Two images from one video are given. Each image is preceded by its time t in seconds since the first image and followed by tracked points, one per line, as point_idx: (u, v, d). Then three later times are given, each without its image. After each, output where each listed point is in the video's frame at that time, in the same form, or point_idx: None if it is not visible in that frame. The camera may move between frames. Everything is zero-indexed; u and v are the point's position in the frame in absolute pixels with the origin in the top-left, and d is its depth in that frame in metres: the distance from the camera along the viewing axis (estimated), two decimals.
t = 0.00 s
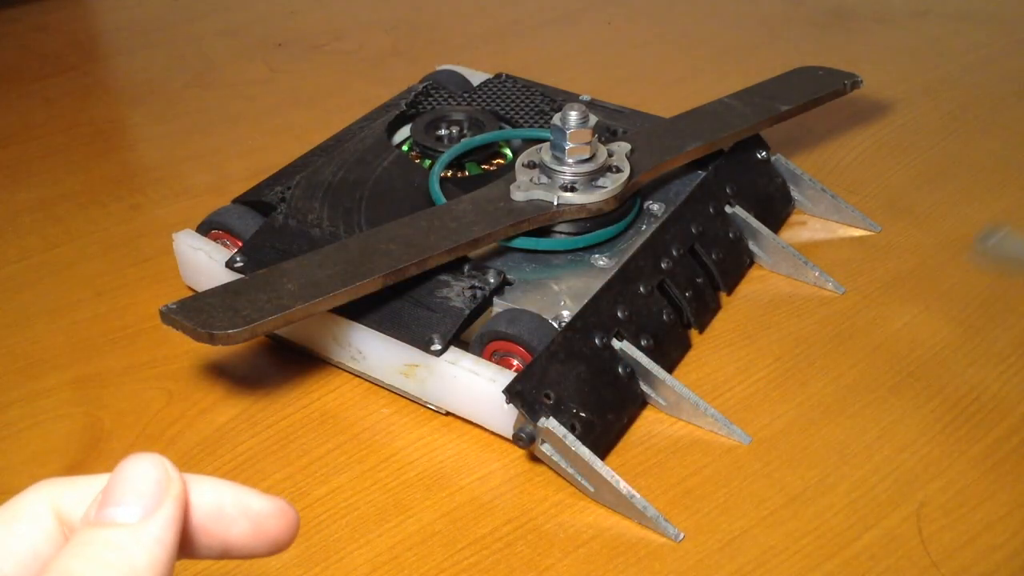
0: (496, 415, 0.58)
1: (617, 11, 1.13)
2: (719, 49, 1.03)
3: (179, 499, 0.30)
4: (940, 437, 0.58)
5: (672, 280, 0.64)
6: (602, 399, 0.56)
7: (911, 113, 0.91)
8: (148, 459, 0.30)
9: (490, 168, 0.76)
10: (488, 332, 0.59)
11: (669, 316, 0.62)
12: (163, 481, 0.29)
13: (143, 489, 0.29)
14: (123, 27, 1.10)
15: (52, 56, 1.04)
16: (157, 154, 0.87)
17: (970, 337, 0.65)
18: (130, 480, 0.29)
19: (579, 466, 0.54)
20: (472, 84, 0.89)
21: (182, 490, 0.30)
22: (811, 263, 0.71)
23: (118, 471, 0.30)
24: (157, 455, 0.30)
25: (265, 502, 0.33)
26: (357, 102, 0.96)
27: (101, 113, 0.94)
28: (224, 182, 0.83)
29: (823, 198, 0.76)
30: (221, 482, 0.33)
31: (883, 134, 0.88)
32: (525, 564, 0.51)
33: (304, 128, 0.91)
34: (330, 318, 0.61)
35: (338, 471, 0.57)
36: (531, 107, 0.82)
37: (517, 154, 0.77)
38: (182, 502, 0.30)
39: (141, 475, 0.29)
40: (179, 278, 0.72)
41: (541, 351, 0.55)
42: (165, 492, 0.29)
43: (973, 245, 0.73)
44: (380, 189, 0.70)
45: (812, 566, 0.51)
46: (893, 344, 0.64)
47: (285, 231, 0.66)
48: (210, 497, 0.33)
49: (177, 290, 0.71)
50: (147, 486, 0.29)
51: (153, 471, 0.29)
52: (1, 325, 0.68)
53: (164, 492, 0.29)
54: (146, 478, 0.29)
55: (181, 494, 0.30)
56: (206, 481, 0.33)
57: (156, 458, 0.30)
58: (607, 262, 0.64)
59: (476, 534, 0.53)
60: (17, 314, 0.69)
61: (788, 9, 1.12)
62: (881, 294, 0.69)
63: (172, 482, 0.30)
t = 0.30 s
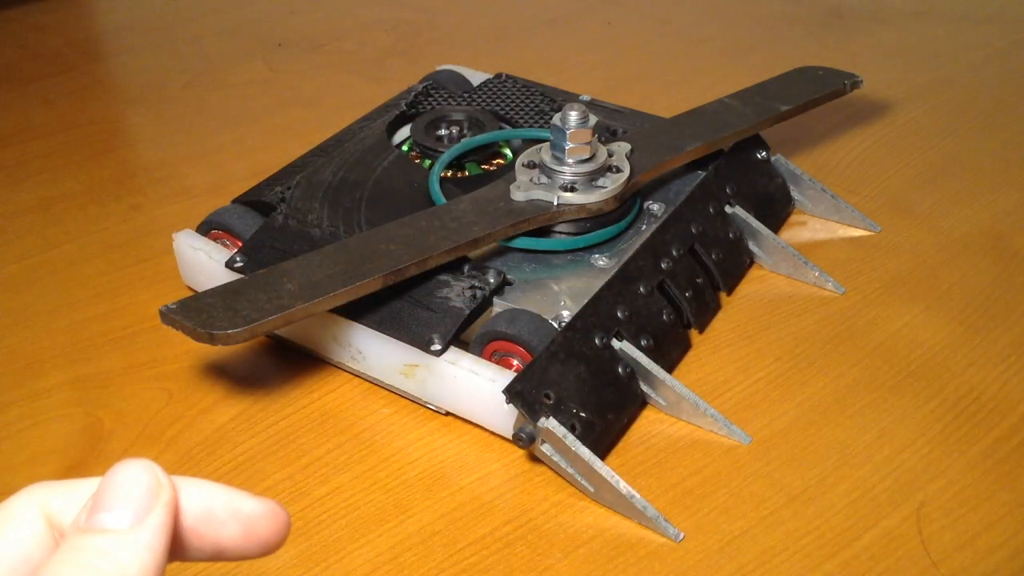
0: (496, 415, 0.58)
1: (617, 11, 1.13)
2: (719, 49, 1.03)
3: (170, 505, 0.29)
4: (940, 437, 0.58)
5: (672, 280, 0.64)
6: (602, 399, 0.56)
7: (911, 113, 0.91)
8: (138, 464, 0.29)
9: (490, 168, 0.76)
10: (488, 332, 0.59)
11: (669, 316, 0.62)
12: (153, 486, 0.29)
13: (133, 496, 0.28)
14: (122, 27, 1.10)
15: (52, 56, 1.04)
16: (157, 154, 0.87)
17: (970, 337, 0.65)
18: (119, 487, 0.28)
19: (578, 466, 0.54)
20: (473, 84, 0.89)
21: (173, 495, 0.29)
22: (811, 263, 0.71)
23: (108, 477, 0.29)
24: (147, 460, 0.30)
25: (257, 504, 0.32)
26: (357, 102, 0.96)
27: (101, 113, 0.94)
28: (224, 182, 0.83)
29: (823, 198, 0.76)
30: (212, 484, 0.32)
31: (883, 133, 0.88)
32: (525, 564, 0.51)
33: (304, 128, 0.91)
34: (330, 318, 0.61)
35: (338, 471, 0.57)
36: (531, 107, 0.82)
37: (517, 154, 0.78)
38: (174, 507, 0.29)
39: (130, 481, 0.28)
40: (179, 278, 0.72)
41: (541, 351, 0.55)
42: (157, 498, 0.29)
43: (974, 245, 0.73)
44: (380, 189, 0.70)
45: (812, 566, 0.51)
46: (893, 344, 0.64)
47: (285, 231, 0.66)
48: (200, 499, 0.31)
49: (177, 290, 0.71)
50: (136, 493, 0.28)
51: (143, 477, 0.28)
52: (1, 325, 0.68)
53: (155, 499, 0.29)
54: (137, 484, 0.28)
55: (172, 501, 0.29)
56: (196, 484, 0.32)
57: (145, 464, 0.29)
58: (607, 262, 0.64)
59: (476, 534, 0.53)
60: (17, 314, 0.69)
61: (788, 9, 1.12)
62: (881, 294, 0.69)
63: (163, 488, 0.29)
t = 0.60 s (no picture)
0: (496, 415, 0.58)
1: (617, 11, 1.12)
2: (719, 49, 1.03)
3: (175, 509, 0.29)
4: (940, 437, 0.58)
5: (672, 280, 0.64)
6: (603, 399, 0.56)
7: (911, 113, 0.91)
8: (143, 467, 0.29)
9: (490, 168, 0.76)
10: (488, 332, 0.59)
11: (669, 316, 0.62)
12: (158, 489, 0.29)
13: (137, 497, 0.28)
14: (122, 27, 1.10)
15: (52, 56, 1.04)
16: (156, 154, 0.87)
17: (970, 338, 0.65)
18: (124, 489, 0.28)
19: (578, 465, 0.54)
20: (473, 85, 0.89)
21: (178, 498, 0.29)
22: (810, 263, 0.71)
23: (113, 479, 0.29)
24: (152, 463, 0.30)
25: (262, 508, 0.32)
26: (356, 102, 0.96)
27: (101, 113, 0.94)
28: (224, 182, 0.83)
29: (823, 198, 0.76)
30: (216, 487, 0.31)
31: (883, 134, 0.88)
32: (525, 564, 0.51)
33: (304, 128, 0.91)
34: (330, 318, 0.61)
35: (338, 471, 0.57)
36: (531, 107, 0.82)
37: (516, 154, 0.78)
38: (179, 511, 0.29)
39: (136, 483, 0.28)
40: (179, 278, 0.72)
41: (541, 351, 0.55)
42: (161, 501, 0.29)
43: (973, 245, 0.73)
44: (379, 189, 0.70)
45: (812, 566, 0.51)
46: (893, 344, 0.64)
47: (284, 231, 0.66)
48: (204, 503, 0.31)
49: (177, 289, 0.71)
50: (141, 494, 0.28)
51: (149, 480, 0.28)
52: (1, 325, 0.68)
53: (158, 502, 0.28)
54: (142, 486, 0.28)
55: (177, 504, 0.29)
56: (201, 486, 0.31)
57: (151, 467, 0.29)
58: (607, 262, 0.64)
59: (476, 534, 0.53)
60: (17, 314, 0.69)
61: (788, 9, 1.11)
62: (880, 295, 0.69)
63: (167, 491, 0.29)
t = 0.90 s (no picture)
0: (499, 414, 0.58)
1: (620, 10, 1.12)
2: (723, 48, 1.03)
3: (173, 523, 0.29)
4: (944, 435, 0.58)
5: (676, 278, 0.63)
6: (606, 397, 0.56)
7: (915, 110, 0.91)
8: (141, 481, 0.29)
9: (494, 166, 0.77)
10: (493, 331, 0.59)
11: (673, 315, 0.62)
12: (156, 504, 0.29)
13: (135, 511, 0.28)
14: (126, 28, 1.10)
15: (56, 56, 1.04)
16: (160, 154, 0.87)
17: (974, 336, 0.65)
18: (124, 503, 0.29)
19: (582, 464, 0.54)
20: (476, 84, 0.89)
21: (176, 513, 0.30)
22: (814, 261, 0.71)
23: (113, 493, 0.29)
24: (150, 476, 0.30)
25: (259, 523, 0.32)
26: (359, 101, 0.96)
27: (105, 113, 0.94)
28: (227, 181, 0.83)
29: (827, 197, 0.76)
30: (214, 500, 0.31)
31: (887, 132, 0.87)
32: (529, 564, 0.51)
33: (307, 127, 0.91)
34: (328, 313, 0.61)
35: (342, 470, 0.57)
36: (534, 105, 0.82)
37: (519, 151, 0.77)
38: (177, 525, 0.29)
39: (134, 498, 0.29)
40: (184, 278, 0.72)
41: (545, 350, 0.55)
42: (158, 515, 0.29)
43: (978, 243, 0.73)
44: (383, 189, 0.70)
45: (816, 565, 0.51)
46: (897, 343, 0.64)
47: (289, 231, 0.66)
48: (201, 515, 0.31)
49: (182, 289, 0.71)
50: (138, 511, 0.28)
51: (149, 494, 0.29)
52: (6, 325, 0.68)
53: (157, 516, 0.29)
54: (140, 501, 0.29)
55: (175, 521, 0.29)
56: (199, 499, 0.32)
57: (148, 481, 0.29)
58: (610, 260, 0.65)
59: (480, 533, 0.53)
60: (22, 314, 0.69)
61: (792, 7, 1.11)
62: (884, 293, 0.69)
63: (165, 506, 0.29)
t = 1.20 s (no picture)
0: (498, 414, 0.58)
1: (620, 10, 1.12)
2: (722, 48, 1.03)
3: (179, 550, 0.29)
4: (943, 436, 0.58)
5: (675, 278, 0.64)
6: (605, 397, 0.56)
7: (915, 111, 0.91)
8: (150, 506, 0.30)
9: (493, 166, 0.77)
10: (493, 330, 0.59)
11: (673, 315, 0.62)
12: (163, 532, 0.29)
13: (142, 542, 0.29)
14: (125, 28, 1.10)
15: (56, 56, 1.04)
16: (160, 154, 0.87)
17: (974, 337, 0.65)
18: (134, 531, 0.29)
19: (582, 464, 0.54)
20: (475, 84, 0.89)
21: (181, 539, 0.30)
22: (814, 261, 0.71)
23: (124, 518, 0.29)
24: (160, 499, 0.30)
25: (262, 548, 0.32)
26: (358, 101, 0.96)
27: (105, 113, 0.94)
28: (227, 181, 0.83)
29: (827, 197, 0.76)
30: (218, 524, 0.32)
31: (886, 132, 0.87)
32: (529, 564, 0.51)
33: (307, 127, 0.91)
34: (328, 313, 0.61)
35: (342, 470, 0.57)
36: (534, 105, 0.82)
37: (519, 151, 0.77)
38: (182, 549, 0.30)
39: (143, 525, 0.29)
40: (184, 277, 0.72)
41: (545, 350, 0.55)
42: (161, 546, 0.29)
43: (977, 244, 0.73)
44: (383, 189, 0.70)
45: (816, 565, 0.51)
46: (897, 344, 0.64)
47: (289, 231, 0.66)
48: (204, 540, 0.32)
49: (182, 289, 0.71)
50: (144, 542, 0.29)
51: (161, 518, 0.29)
52: (6, 325, 0.68)
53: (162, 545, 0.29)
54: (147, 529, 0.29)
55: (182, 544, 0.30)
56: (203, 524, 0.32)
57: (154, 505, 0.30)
58: (610, 260, 0.65)
59: (481, 534, 0.53)
60: (22, 314, 0.69)
61: (792, 7, 1.11)
62: (884, 294, 0.69)
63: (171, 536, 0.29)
